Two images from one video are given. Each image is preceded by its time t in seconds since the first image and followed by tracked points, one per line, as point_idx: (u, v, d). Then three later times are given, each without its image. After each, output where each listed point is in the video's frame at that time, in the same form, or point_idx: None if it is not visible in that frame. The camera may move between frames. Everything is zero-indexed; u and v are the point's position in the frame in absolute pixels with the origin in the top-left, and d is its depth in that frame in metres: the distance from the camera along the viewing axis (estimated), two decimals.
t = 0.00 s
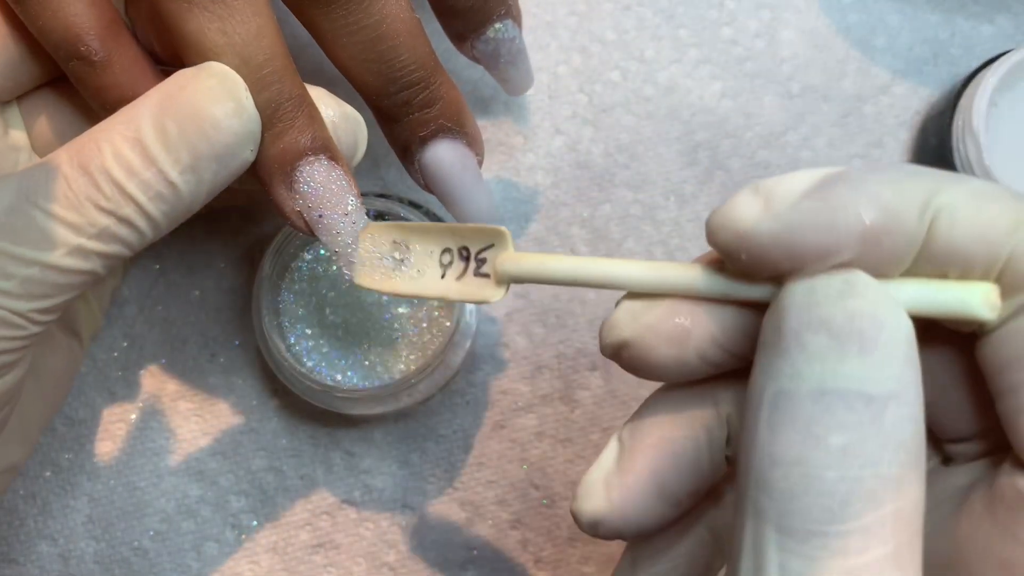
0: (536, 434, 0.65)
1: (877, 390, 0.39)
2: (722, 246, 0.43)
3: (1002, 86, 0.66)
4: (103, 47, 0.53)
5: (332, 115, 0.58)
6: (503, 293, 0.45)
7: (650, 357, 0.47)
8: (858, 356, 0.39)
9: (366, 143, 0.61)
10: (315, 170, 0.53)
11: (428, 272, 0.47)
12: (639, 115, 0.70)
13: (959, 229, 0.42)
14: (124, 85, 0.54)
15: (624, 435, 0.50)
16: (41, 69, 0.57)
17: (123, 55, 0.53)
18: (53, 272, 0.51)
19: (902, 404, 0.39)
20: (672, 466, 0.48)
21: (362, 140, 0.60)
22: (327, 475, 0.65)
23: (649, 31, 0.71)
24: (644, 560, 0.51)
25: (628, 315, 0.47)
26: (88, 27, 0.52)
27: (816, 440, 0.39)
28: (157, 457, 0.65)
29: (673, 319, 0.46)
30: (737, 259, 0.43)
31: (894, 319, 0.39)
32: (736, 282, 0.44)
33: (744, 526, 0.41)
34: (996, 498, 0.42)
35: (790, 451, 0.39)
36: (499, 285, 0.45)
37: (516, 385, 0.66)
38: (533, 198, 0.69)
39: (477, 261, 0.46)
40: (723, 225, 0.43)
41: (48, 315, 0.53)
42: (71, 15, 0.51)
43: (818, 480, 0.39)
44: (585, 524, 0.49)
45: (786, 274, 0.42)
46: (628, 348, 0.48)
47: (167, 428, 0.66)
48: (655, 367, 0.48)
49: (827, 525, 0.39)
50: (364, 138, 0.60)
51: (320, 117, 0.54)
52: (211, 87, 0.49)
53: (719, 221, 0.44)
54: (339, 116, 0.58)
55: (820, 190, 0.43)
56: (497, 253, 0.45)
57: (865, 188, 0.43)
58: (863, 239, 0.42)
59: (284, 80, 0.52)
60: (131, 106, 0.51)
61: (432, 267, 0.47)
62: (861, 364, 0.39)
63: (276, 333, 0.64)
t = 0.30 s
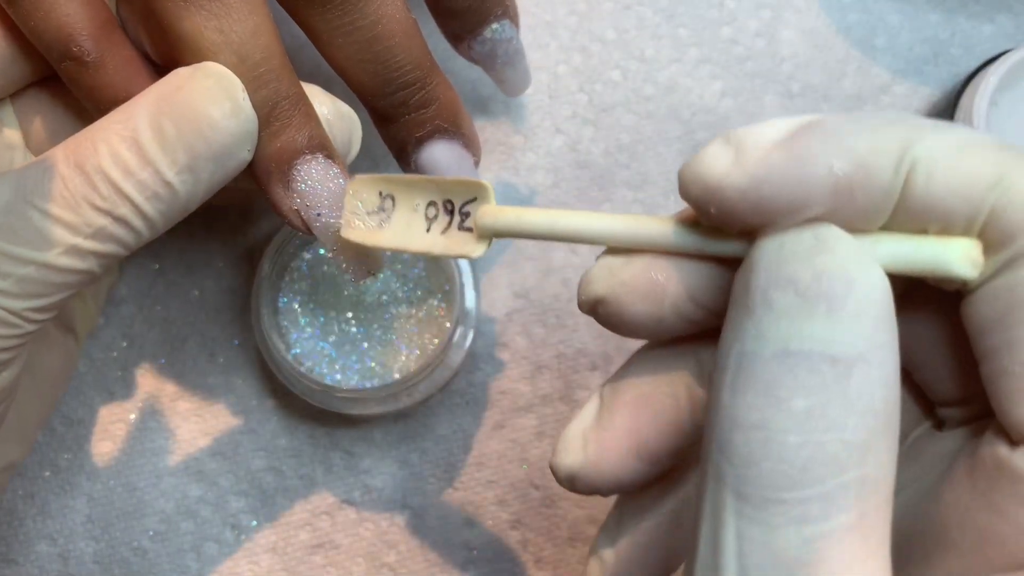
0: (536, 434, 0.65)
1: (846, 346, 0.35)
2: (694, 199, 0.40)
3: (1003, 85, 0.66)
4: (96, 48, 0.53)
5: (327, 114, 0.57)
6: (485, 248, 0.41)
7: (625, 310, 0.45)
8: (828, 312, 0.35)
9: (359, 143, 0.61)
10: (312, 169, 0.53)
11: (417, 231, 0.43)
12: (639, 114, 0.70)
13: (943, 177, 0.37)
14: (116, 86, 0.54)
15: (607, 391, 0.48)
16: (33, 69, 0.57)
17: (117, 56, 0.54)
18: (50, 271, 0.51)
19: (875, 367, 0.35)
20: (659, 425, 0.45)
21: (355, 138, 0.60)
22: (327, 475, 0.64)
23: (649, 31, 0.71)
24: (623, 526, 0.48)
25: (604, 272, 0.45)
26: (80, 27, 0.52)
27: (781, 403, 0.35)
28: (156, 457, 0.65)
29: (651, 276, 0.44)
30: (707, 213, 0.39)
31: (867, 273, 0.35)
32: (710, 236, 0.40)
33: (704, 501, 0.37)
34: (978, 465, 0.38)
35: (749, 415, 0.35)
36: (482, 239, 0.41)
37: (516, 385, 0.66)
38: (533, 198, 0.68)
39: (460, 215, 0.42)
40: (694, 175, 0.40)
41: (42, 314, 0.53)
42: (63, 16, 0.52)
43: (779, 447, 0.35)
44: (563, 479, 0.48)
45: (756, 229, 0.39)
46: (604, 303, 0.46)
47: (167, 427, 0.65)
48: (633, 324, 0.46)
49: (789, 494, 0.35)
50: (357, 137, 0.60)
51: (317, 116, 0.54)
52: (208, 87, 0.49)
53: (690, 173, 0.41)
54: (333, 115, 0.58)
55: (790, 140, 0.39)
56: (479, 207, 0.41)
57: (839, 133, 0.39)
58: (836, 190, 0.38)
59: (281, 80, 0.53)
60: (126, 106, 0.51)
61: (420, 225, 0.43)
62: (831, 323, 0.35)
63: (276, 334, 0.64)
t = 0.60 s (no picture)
0: (537, 434, 0.64)
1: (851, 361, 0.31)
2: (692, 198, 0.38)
3: (1005, 85, 0.66)
4: (87, 49, 0.52)
5: (322, 107, 0.57)
6: (493, 262, 0.39)
7: (637, 317, 0.43)
8: (833, 311, 0.32)
9: (358, 141, 0.61)
10: (299, 170, 0.52)
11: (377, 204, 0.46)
12: (640, 114, 0.69)
13: (954, 176, 0.35)
14: (108, 88, 0.54)
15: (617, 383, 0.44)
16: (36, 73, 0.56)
17: (109, 56, 0.53)
18: (41, 270, 0.51)
19: (883, 374, 0.31)
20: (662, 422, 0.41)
21: (354, 131, 0.60)
22: (326, 475, 0.64)
23: (650, 30, 0.71)
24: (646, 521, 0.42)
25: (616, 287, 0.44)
26: (72, 27, 0.52)
27: (781, 412, 0.31)
28: (156, 458, 0.65)
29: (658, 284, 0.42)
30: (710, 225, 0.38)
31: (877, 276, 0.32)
32: (708, 246, 0.38)
33: (692, 512, 0.33)
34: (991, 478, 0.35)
35: (747, 427, 0.31)
36: (488, 250, 0.38)
37: (516, 385, 0.65)
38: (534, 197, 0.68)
39: (471, 223, 0.39)
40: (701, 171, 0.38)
41: (33, 316, 0.53)
42: (55, 16, 0.51)
43: (780, 460, 0.31)
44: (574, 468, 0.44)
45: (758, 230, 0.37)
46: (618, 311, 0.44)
47: (166, 428, 0.65)
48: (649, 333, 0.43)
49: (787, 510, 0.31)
50: (356, 130, 0.60)
51: (305, 115, 0.53)
52: (190, 84, 0.49)
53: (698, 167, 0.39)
54: (329, 108, 0.57)
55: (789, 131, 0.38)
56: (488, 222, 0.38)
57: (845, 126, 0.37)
58: (836, 190, 0.36)
59: (265, 80, 0.52)
60: (113, 105, 0.51)
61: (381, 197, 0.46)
62: (835, 326, 0.31)
63: (275, 332, 0.64)
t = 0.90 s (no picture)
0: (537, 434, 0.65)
1: (564, 420, 0.42)
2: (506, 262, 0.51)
3: (1003, 85, 0.66)
4: (88, 52, 0.53)
5: (324, 109, 0.57)
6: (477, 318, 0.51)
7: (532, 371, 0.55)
8: (553, 385, 0.42)
9: (361, 144, 0.61)
10: (292, 174, 0.53)
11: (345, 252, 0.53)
12: (640, 115, 0.70)
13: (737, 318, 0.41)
14: (110, 89, 0.54)
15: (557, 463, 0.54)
16: (44, 76, 0.56)
17: (109, 58, 0.54)
18: (42, 271, 0.51)
19: (570, 384, 0.42)
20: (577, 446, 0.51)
21: (357, 135, 0.60)
22: (327, 475, 0.64)
23: (650, 31, 0.71)
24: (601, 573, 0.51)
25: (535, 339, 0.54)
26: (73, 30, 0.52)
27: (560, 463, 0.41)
28: (156, 457, 0.65)
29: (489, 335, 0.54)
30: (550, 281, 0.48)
31: (580, 342, 0.42)
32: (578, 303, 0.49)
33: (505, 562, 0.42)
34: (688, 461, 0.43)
35: (549, 465, 0.41)
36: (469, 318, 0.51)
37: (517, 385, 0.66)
38: (534, 198, 0.68)
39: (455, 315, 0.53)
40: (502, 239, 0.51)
41: (33, 319, 0.53)
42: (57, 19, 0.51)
43: (535, 514, 0.41)
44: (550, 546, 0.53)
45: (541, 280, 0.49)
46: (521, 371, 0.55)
47: (166, 428, 0.65)
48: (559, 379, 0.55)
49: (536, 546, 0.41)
50: (358, 137, 0.60)
51: (300, 118, 0.53)
52: (181, 84, 0.49)
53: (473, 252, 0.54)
54: (331, 112, 0.57)
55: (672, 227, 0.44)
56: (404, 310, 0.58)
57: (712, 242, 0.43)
58: (610, 255, 0.46)
59: (259, 83, 0.52)
60: (110, 105, 0.51)
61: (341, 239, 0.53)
62: (547, 352, 0.42)
63: (275, 332, 0.64)
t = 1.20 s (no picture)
0: (536, 433, 0.65)
1: (714, 378, 0.45)
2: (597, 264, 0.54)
3: (1001, 86, 0.66)
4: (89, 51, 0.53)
5: (325, 109, 0.58)
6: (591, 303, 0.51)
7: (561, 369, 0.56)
8: (705, 348, 0.45)
9: (362, 146, 0.61)
10: (291, 174, 0.53)
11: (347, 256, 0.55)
12: (639, 116, 0.70)
13: (911, 296, 0.47)
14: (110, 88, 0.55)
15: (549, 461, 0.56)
16: (46, 76, 0.56)
17: (110, 58, 0.54)
18: (42, 272, 0.51)
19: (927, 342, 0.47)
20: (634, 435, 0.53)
21: (360, 137, 0.60)
22: (327, 474, 0.65)
23: (650, 32, 0.71)
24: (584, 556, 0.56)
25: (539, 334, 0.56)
26: (75, 29, 0.52)
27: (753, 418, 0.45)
28: (158, 457, 0.65)
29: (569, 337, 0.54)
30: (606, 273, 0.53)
31: (726, 311, 0.46)
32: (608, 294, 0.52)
33: (638, 514, 0.44)
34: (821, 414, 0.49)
35: (690, 408, 0.44)
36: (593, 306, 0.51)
37: (516, 385, 0.66)
38: (534, 198, 0.69)
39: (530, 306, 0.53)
40: (594, 246, 0.53)
41: (33, 319, 0.53)
42: (58, 18, 0.51)
43: (672, 468, 0.43)
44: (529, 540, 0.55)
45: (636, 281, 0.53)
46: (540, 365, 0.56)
47: (168, 427, 0.66)
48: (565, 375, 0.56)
49: (711, 496, 0.42)
50: (360, 138, 0.60)
51: (299, 119, 0.53)
52: (179, 84, 0.50)
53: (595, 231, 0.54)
54: (331, 112, 0.58)
55: (733, 227, 0.51)
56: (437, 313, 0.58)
57: (826, 230, 0.49)
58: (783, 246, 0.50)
59: (258, 83, 0.52)
60: (109, 106, 0.52)
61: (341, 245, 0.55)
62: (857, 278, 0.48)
63: (276, 331, 0.64)
